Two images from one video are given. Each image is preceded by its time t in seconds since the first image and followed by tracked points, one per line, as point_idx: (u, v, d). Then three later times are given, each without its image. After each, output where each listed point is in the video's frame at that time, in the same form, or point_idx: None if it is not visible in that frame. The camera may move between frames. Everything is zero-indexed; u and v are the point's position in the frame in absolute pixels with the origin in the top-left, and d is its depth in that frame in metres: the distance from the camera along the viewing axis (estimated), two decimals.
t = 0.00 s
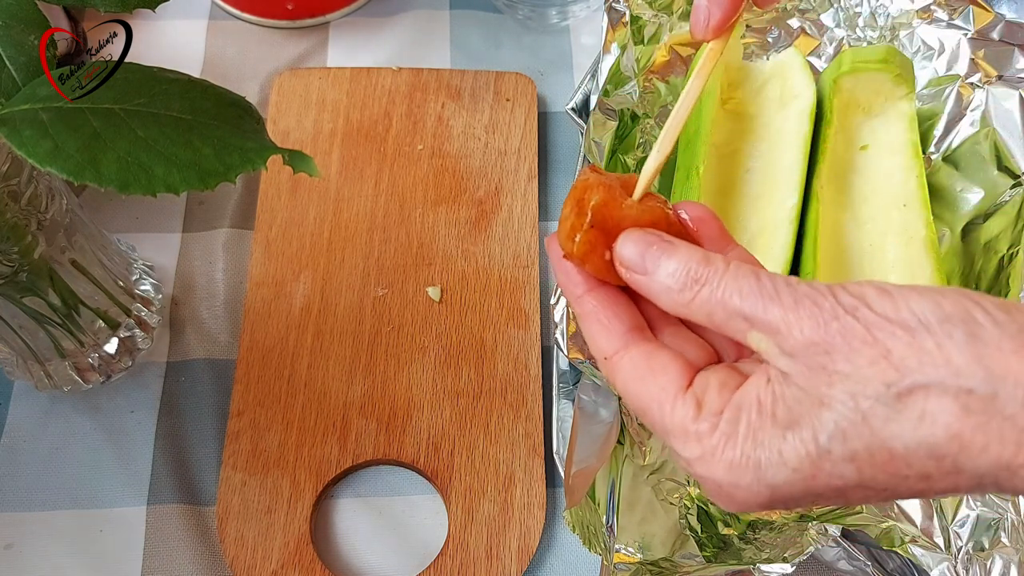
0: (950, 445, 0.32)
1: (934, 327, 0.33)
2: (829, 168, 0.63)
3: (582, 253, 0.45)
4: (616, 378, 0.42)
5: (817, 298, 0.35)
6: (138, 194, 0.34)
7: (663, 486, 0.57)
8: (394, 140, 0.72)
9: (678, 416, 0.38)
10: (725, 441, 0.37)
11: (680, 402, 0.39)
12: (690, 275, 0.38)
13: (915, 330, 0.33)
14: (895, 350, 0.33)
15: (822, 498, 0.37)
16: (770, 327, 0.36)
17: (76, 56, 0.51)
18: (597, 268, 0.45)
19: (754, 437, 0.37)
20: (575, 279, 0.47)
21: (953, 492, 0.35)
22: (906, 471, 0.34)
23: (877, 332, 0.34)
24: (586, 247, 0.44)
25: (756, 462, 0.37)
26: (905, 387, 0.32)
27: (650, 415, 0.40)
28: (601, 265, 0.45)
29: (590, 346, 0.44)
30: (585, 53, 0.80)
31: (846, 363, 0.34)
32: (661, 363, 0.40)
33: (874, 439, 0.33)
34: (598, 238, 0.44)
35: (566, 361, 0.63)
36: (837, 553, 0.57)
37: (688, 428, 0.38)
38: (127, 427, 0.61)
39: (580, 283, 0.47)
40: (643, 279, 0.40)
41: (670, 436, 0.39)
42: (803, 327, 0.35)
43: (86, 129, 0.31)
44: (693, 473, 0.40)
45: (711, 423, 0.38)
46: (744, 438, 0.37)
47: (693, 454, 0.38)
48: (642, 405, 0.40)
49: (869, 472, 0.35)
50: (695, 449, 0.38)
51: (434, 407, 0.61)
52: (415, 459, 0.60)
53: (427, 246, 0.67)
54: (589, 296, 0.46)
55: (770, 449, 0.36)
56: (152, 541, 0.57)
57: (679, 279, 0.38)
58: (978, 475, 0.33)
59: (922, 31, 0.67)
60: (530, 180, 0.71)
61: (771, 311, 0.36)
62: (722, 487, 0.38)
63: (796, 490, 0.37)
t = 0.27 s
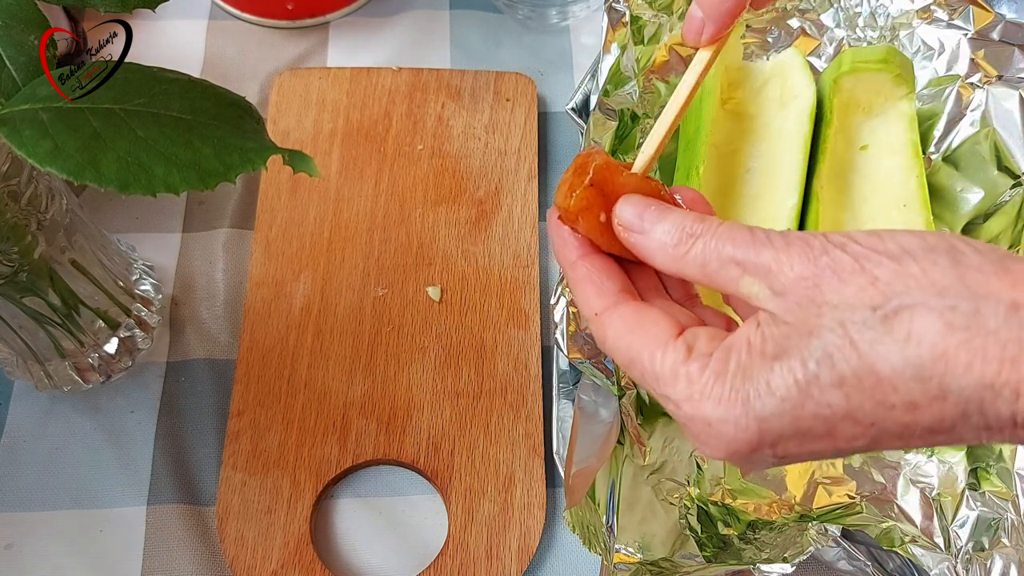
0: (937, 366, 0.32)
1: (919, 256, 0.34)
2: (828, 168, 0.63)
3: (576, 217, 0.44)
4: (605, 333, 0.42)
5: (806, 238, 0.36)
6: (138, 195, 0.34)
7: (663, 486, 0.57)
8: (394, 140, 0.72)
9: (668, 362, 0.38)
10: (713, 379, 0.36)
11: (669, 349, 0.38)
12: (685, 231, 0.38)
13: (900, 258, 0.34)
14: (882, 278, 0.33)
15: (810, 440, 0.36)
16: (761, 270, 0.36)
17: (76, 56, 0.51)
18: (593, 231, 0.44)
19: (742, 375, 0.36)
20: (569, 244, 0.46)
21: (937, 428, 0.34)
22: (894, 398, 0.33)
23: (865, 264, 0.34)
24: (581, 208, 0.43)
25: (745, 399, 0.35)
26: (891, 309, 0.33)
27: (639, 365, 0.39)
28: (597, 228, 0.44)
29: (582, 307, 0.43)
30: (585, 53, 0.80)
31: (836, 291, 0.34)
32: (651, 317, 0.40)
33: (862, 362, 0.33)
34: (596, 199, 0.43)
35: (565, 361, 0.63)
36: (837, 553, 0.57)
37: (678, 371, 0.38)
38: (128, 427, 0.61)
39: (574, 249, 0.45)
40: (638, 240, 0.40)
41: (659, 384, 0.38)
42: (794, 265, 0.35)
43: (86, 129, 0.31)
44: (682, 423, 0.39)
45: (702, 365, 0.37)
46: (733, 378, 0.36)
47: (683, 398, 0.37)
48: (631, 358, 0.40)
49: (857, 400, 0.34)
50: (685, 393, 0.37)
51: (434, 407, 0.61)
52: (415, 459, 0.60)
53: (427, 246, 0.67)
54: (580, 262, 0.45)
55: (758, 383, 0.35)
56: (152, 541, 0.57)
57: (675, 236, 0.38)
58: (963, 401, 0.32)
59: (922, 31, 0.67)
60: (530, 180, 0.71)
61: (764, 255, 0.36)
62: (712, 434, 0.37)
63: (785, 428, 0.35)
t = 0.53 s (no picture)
0: (940, 307, 0.31)
1: (920, 209, 0.34)
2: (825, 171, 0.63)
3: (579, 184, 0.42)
4: (601, 295, 0.38)
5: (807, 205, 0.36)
6: (138, 195, 0.34)
7: (663, 486, 0.57)
8: (394, 140, 0.72)
9: (669, 318, 0.35)
10: (717, 329, 0.34)
11: (669, 306, 0.36)
12: (685, 205, 0.37)
13: (900, 211, 0.34)
14: (883, 229, 0.33)
15: (811, 393, 0.33)
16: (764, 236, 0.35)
17: (75, 55, 0.51)
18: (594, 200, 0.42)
19: (747, 324, 0.33)
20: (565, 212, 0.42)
21: (940, 379, 0.32)
22: (896, 341, 0.31)
23: (865, 218, 0.34)
24: (585, 177, 0.42)
25: (749, 347, 0.33)
26: (893, 254, 0.32)
27: (638, 324, 0.37)
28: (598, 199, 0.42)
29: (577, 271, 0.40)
30: (585, 53, 0.80)
31: (836, 242, 0.34)
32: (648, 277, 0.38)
33: (865, 305, 0.31)
34: (598, 170, 0.42)
35: (565, 361, 0.63)
36: (837, 553, 0.57)
37: (680, 325, 0.35)
38: (127, 427, 0.61)
39: (570, 215, 0.42)
40: (634, 219, 0.39)
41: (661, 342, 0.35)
42: (794, 231, 0.35)
43: (86, 129, 0.31)
44: (677, 379, 0.36)
45: (704, 319, 0.35)
46: (737, 329, 0.33)
47: (685, 351, 0.35)
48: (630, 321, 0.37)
49: (860, 342, 0.32)
50: (685, 347, 0.35)
51: (434, 408, 0.61)
52: (415, 459, 0.60)
53: (427, 246, 0.67)
54: (576, 228, 0.41)
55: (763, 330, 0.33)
56: (153, 542, 0.57)
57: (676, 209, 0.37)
58: (966, 344, 0.31)
59: (922, 31, 0.67)
60: (530, 181, 0.71)
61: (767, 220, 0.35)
62: (712, 387, 0.34)
63: (788, 378, 0.33)
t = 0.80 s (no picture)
0: (939, 270, 0.31)
1: (922, 181, 0.34)
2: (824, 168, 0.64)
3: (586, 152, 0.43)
4: (602, 257, 0.38)
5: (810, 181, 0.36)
6: (137, 195, 0.34)
7: (663, 486, 0.57)
8: (394, 140, 0.72)
9: (670, 278, 0.35)
10: (717, 288, 0.34)
11: (671, 268, 0.35)
12: (688, 181, 0.38)
13: (902, 182, 0.34)
14: (886, 198, 0.34)
15: (809, 356, 0.32)
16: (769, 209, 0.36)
17: (76, 55, 0.50)
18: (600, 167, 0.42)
19: (748, 285, 0.33)
20: (568, 178, 0.42)
21: (936, 347, 0.31)
22: (896, 304, 0.31)
23: (868, 188, 0.34)
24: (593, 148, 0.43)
25: (749, 305, 0.32)
26: (895, 218, 0.32)
27: (638, 285, 0.36)
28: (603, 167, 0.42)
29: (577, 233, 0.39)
30: (585, 53, 0.80)
31: (839, 210, 0.34)
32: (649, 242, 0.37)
33: (866, 267, 0.31)
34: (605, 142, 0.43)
35: (565, 361, 0.63)
36: (837, 553, 0.57)
37: (681, 284, 0.35)
38: (127, 426, 0.61)
39: (573, 181, 0.42)
40: (636, 193, 0.40)
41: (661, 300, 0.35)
42: (798, 202, 0.35)
43: (86, 129, 0.31)
44: (673, 338, 0.35)
45: (706, 280, 0.34)
46: (738, 289, 0.33)
47: (686, 307, 0.34)
48: (630, 287, 0.36)
49: (860, 303, 0.31)
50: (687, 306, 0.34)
51: (434, 408, 0.61)
52: (415, 459, 0.60)
53: (427, 246, 0.67)
54: (580, 193, 0.41)
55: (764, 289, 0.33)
56: (153, 541, 0.57)
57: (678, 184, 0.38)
58: (965, 310, 0.30)
59: (922, 31, 0.67)
60: (530, 181, 0.71)
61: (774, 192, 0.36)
62: (710, 345, 0.33)
63: (786, 338, 0.32)
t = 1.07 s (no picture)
0: (946, 255, 0.31)
1: (932, 172, 0.35)
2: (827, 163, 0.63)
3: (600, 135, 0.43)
4: (611, 235, 0.37)
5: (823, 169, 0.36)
6: (137, 194, 0.34)
7: (663, 486, 0.57)
8: (394, 140, 0.72)
9: (680, 256, 0.34)
10: (726, 267, 0.33)
11: (680, 247, 0.35)
12: (700, 167, 0.39)
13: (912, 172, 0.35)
14: (895, 185, 0.34)
15: (812, 338, 0.32)
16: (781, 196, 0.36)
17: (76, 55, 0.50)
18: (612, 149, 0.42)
19: (757, 265, 0.33)
20: (579, 159, 0.42)
21: (940, 334, 0.32)
22: (902, 288, 0.31)
23: (879, 175, 0.35)
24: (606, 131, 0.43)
25: (757, 284, 0.32)
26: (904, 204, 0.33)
27: (647, 263, 0.35)
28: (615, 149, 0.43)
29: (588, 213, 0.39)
30: (585, 53, 0.80)
31: (850, 196, 0.35)
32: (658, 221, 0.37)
33: (874, 250, 0.32)
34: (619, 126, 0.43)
35: (565, 361, 0.63)
36: (837, 553, 0.57)
37: (690, 262, 0.34)
38: (127, 426, 0.61)
39: (586, 162, 0.41)
40: (647, 176, 0.40)
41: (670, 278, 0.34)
42: (809, 188, 0.36)
43: (86, 129, 0.31)
44: (678, 316, 0.35)
45: (714, 259, 0.34)
46: (746, 269, 0.33)
47: (695, 285, 0.34)
48: (638, 267, 0.36)
49: (867, 286, 0.31)
50: (697, 285, 0.33)
51: (434, 408, 0.61)
52: (415, 459, 0.60)
53: (428, 246, 0.67)
54: (591, 174, 0.40)
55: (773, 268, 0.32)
56: (153, 541, 0.57)
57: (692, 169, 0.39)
58: (970, 296, 0.31)
59: (922, 31, 0.67)
60: (530, 181, 0.71)
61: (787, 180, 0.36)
62: (716, 323, 0.33)
63: (791, 317, 0.32)
